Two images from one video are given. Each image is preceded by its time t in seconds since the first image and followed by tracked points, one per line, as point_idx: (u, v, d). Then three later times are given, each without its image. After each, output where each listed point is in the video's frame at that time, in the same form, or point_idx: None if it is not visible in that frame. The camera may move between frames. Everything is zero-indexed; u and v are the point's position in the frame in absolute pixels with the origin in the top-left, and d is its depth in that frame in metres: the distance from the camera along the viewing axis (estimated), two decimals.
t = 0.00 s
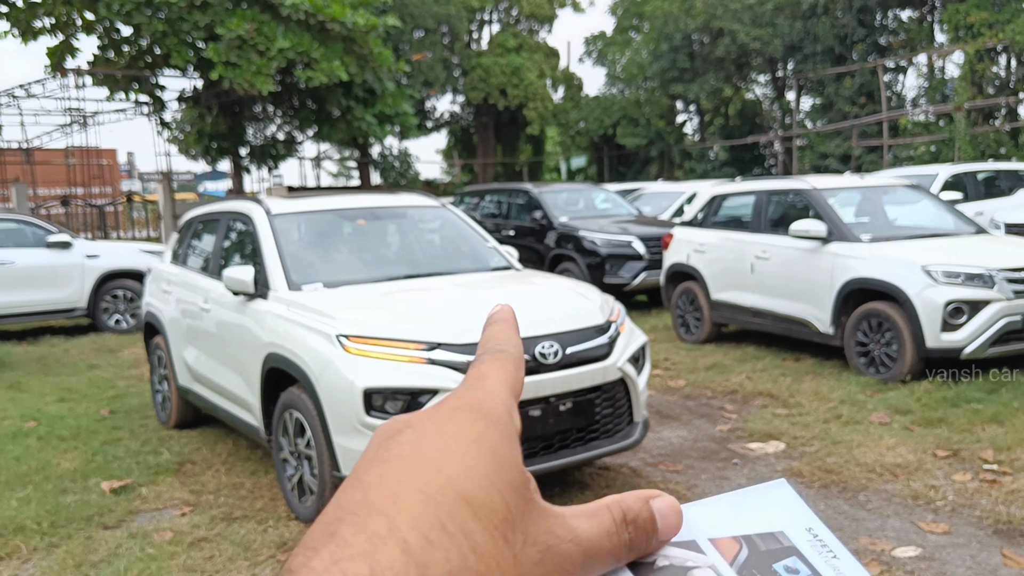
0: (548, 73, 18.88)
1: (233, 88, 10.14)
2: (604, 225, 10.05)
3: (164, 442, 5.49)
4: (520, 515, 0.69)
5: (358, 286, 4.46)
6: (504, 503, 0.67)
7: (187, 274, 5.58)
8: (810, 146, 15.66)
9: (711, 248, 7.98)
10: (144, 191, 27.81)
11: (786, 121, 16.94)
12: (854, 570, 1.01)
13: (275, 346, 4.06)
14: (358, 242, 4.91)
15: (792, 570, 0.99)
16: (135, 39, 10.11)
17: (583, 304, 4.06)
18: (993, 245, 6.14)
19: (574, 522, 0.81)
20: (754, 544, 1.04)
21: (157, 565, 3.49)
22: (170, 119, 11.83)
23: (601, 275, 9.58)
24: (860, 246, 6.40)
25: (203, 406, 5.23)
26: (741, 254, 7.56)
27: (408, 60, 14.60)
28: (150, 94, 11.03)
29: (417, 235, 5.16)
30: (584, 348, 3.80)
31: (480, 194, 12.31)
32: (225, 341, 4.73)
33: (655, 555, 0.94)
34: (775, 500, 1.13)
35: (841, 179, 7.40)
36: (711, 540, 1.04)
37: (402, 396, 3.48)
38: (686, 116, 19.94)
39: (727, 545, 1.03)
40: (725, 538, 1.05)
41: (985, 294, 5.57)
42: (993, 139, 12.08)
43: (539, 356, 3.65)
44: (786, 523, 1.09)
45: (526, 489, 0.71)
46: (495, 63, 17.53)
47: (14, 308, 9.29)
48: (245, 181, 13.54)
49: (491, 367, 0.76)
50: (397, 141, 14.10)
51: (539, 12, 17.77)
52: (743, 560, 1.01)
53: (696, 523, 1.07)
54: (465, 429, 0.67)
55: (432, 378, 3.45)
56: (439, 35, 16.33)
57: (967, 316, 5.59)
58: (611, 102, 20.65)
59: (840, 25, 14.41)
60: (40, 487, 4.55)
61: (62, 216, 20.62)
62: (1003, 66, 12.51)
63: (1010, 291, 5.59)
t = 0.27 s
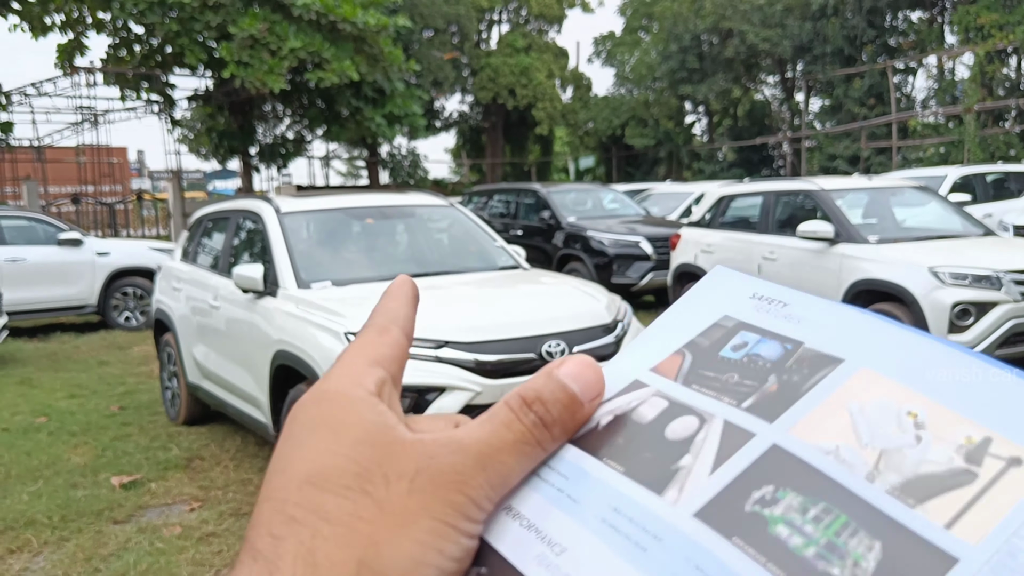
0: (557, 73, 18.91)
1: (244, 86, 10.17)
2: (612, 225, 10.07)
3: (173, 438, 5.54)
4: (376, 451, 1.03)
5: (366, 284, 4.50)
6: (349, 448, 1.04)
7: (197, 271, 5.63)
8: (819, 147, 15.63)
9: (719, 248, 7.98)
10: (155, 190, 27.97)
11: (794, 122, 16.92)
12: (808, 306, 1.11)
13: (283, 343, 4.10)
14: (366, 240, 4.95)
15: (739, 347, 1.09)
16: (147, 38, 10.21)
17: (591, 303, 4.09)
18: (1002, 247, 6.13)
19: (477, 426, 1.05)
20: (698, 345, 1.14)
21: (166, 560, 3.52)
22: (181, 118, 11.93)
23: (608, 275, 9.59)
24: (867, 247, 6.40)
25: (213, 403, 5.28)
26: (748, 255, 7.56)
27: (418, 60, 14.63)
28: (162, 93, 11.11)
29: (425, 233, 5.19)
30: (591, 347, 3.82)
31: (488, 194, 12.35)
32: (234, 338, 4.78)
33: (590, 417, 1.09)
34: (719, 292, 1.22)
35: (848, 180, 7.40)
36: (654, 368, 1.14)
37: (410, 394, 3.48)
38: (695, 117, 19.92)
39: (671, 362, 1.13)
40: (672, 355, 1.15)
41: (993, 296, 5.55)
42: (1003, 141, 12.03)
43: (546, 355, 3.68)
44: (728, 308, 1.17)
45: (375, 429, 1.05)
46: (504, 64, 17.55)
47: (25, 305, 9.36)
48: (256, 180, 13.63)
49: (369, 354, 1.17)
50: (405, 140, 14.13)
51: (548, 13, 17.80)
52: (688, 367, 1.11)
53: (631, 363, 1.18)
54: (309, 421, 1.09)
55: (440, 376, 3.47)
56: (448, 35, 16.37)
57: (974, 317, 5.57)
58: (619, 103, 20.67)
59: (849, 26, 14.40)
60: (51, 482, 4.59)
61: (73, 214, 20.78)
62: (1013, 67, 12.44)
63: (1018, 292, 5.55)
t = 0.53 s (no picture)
0: (565, 71, 18.89)
1: (254, 84, 10.19)
2: (620, 223, 10.06)
3: (183, 434, 5.58)
4: (398, 550, 1.13)
5: (374, 281, 4.52)
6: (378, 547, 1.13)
7: (207, 268, 5.67)
8: (828, 146, 15.56)
9: (727, 246, 7.97)
10: (166, 189, 28.09)
11: (803, 121, 16.86)
12: (810, 443, 1.24)
13: (293, 339, 4.13)
14: (375, 238, 4.97)
15: (750, 477, 1.21)
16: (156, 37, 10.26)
17: (598, 300, 4.09)
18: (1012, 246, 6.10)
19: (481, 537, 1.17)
20: (710, 470, 1.25)
21: (177, 555, 3.54)
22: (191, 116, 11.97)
23: (616, 273, 9.59)
24: (876, 245, 6.38)
25: (223, 399, 5.31)
26: (757, 254, 7.56)
27: (426, 58, 14.64)
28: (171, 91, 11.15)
29: (433, 230, 5.21)
30: (598, 344, 3.83)
31: (497, 193, 12.35)
32: (244, 334, 4.81)
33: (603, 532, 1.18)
34: (721, 422, 1.33)
35: (858, 178, 7.38)
36: (668, 489, 1.23)
37: (418, 390, 3.52)
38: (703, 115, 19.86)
39: (686, 484, 1.23)
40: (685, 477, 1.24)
41: (1003, 294, 5.51)
42: (1014, 139, 11.95)
43: (553, 352, 3.68)
44: (734, 438, 1.29)
45: (400, 530, 1.14)
46: (513, 62, 17.53)
47: (37, 302, 9.43)
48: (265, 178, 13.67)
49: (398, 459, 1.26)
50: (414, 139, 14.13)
51: (557, 11, 17.79)
52: (703, 490, 1.21)
53: (641, 481, 1.27)
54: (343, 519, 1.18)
55: (448, 372, 3.50)
56: (457, 34, 16.36)
57: (984, 316, 5.57)
58: (628, 101, 20.63)
59: (859, 24, 14.34)
60: (62, 477, 4.63)
61: (84, 212, 20.88)
62: None
63: None
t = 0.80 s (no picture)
0: (567, 72, 18.99)
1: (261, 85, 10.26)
2: (622, 222, 10.12)
3: (190, 429, 5.63)
4: (420, 478, 0.77)
5: (379, 279, 4.58)
6: (389, 471, 0.78)
7: (213, 267, 5.73)
8: (828, 146, 15.66)
9: (727, 245, 8.03)
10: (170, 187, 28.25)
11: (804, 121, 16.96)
12: (829, 335, 0.91)
13: (298, 336, 4.18)
14: (379, 237, 5.03)
15: (763, 374, 0.89)
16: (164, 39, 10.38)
17: (599, 299, 4.15)
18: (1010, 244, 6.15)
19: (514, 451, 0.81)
20: (719, 369, 0.93)
21: (184, 548, 3.59)
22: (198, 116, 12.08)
23: (618, 271, 9.64)
24: (874, 244, 6.43)
25: (228, 395, 5.36)
26: (757, 252, 7.61)
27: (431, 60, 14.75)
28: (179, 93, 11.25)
29: (436, 230, 5.27)
30: (598, 342, 3.89)
31: (499, 192, 12.41)
32: (249, 332, 4.86)
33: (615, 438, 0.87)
34: (729, 318, 1.00)
35: (856, 178, 7.43)
36: (674, 391, 0.92)
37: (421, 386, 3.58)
38: (705, 115, 19.95)
39: (694, 389, 0.92)
40: (692, 379, 0.93)
41: (1000, 293, 5.59)
42: (1014, 139, 12.03)
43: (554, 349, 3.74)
44: (744, 330, 0.97)
45: (417, 449, 0.79)
46: (515, 63, 17.65)
47: (47, 299, 9.49)
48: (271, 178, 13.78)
49: (398, 352, 0.87)
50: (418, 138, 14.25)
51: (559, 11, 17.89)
52: (714, 392, 0.90)
53: (646, 377, 0.96)
54: (338, 437, 0.82)
55: (451, 369, 3.56)
56: (460, 34, 16.46)
57: (981, 314, 5.63)
58: (630, 101, 20.73)
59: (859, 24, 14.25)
60: (71, 472, 4.69)
61: (90, 211, 21.02)
62: None
63: None
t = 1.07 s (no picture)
0: (572, 72, 18.92)
1: (265, 85, 10.21)
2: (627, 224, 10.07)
3: (192, 433, 5.62)
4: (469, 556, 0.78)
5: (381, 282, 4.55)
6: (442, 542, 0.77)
7: (216, 269, 5.71)
8: (835, 146, 15.54)
9: (733, 247, 7.99)
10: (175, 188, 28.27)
11: (811, 121, 16.85)
12: (839, 465, 1.14)
13: (300, 340, 4.16)
14: (382, 239, 5.00)
15: (780, 493, 1.11)
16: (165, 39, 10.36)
17: (603, 301, 4.11)
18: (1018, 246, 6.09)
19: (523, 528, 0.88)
20: (734, 483, 1.15)
21: (185, 553, 3.58)
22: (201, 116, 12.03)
23: (623, 273, 9.59)
24: (883, 245, 6.37)
25: (231, 398, 5.35)
26: (763, 254, 7.56)
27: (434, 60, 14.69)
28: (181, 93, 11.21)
29: (439, 231, 5.24)
30: (603, 345, 3.85)
31: (503, 193, 12.36)
32: (252, 334, 4.84)
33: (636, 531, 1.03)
34: (747, 437, 1.24)
35: (863, 178, 7.37)
36: (694, 495, 1.14)
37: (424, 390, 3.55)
38: (711, 115, 19.84)
39: (715, 496, 1.13)
40: (712, 488, 1.15)
41: (1009, 295, 5.52)
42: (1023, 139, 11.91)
43: (558, 352, 3.70)
44: (759, 451, 1.20)
45: (466, 525, 0.79)
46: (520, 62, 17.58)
47: (47, 301, 9.52)
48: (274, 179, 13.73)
49: (438, 402, 0.82)
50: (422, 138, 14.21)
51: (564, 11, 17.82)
52: (731, 500, 1.12)
53: (664, 478, 1.18)
54: (378, 498, 0.77)
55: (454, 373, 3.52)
56: (464, 35, 16.39)
57: (990, 317, 5.57)
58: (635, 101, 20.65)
59: (867, 24, 14.37)
60: (72, 476, 4.68)
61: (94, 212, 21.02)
62: None
63: None
